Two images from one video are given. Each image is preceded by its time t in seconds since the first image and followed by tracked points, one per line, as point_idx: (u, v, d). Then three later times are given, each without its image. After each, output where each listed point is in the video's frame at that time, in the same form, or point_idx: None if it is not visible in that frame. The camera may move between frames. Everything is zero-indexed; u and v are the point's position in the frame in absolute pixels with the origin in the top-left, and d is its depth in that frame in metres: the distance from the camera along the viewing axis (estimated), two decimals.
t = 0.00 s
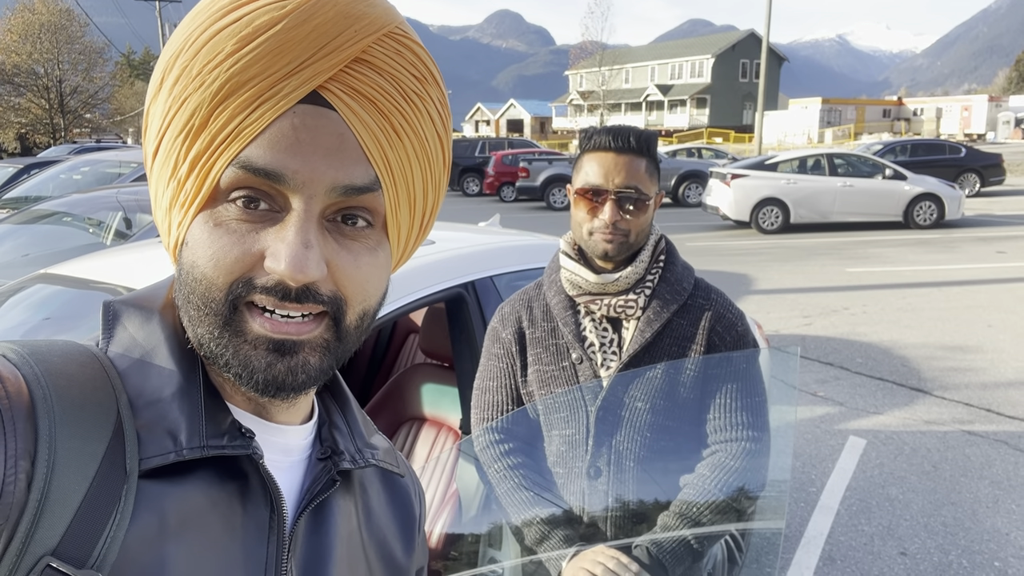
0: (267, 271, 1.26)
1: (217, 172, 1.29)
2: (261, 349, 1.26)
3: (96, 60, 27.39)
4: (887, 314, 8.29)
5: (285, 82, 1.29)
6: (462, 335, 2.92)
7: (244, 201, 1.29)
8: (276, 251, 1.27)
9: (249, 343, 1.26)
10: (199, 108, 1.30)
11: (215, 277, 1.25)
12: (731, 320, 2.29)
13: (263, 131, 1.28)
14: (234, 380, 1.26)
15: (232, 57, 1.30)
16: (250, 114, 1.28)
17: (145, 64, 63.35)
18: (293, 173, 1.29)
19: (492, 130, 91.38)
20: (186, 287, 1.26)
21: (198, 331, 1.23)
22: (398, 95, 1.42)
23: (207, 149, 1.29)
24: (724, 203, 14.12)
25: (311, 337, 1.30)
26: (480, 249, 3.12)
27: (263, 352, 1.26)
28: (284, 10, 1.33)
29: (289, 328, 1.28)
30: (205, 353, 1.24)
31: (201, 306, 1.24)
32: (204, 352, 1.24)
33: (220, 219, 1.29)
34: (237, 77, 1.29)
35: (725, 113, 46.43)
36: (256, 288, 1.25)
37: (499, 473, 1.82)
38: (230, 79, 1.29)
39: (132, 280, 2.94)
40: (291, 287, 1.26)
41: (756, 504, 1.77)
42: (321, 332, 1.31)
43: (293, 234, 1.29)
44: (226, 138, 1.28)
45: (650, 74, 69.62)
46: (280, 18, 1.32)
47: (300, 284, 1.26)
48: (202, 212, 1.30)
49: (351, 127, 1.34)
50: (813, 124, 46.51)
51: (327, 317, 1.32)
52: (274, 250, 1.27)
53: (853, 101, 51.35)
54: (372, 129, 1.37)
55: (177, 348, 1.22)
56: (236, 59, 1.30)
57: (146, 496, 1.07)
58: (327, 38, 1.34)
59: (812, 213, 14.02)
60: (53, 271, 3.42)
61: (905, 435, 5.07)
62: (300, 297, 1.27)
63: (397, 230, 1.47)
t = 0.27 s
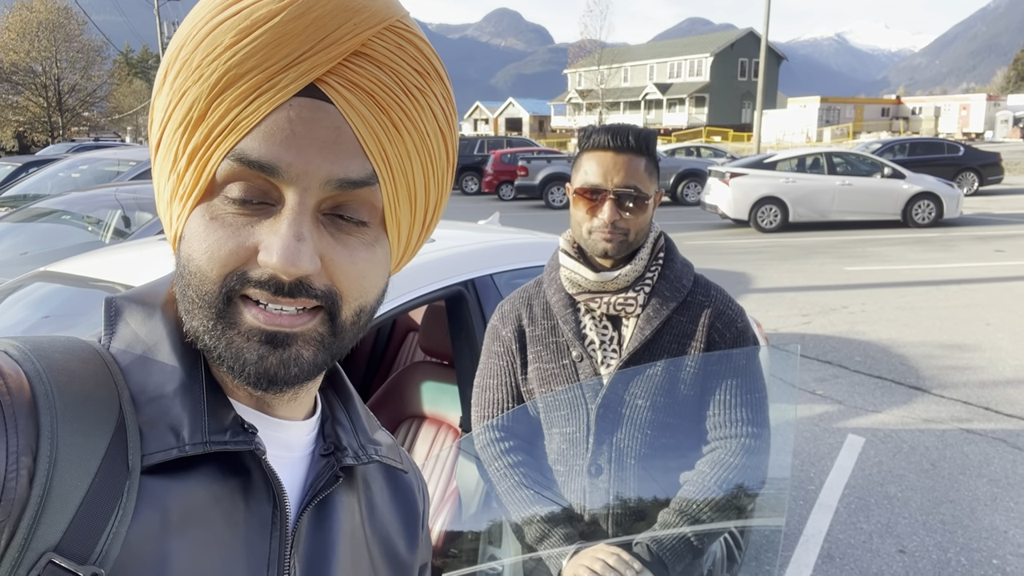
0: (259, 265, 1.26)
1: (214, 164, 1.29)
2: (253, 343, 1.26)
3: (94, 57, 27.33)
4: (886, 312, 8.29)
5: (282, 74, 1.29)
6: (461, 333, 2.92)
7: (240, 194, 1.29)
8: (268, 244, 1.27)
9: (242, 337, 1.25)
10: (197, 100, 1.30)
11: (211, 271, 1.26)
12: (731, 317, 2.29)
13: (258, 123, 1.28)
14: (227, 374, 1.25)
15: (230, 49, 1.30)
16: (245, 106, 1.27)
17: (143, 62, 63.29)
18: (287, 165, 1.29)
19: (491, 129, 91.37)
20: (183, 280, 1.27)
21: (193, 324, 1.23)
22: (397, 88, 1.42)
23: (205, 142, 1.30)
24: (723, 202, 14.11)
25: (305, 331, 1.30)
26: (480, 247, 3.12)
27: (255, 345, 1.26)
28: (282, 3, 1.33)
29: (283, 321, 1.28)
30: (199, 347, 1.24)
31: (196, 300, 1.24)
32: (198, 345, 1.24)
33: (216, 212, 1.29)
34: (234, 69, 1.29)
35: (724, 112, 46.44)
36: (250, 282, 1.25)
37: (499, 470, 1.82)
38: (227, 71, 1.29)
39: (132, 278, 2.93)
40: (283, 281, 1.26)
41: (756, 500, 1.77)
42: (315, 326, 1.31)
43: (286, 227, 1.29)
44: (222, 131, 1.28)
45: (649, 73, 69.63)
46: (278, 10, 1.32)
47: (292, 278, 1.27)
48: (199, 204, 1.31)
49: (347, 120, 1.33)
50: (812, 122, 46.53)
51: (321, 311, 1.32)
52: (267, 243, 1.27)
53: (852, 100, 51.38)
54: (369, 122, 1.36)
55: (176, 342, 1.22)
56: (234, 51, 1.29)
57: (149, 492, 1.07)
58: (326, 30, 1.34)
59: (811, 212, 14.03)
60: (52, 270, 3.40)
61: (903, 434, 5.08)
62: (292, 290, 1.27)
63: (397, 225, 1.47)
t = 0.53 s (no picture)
0: (270, 264, 1.26)
1: (222, 164, 1.29)
2: (265, 342, 1.26)
3: (91, 56, 27.29)
4: (884, 312, 8.31)
5: (292, 73, 1.29)
6: (462, 332, 2.93)
7: (249, 193, 1.29)
8: (279, 243, 1.27)
9: (253, 336, 1.26)
10: (204, 99, 1.30)
11: (222, 270, 1.26)
12: (732, 315, 2.30)
13: (267, 122, 1.28)
14: (239, 373, 1.26)
15: (238, 48, 1.30)
16: (254, 105, 1.28)
17: (140, 61, 63.21)
18: (297, 165, 1.29)
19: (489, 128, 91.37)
20: (192, 279, 1.27)
21: (205, 324, 1.24)
22: (405, 87, 1.42)
23: (213, 141, 1.30)
24: (721, 201, 14.13)
25: (316, 330, 1.30)
26: (480, 246, 3.13)
27: (267, 344, 1.26)
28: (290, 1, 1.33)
29: (294, 320, 1.29)
30: (211, 345, 1.24)
31: (207, 300, 1.24)
32: (210, 345, 1.25)
33: (226, 211, 1.29)
34: (243, 68, 1.29)
35: (722, 111, 46.48)
36: (261, 281, 1.26)
37: (501, 469, 1.82)
38: (235, 70, 1.29)
39: (131, 278, 2.94)
40: (295, 279, 1.26)
41: (755, 498, 1.78)
42: (326, 325, 1.31)
43: (297, 226, 1.29)
44: (231, 130, 1.28)
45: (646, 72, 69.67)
46: (286, 9, 1.32)
47: (304, 276, 1.26)
48: (208, 203, 1.31)
49: (356, 119, 1.34)
50: (810, 122, 46.56)
51: (332, 310, 1.32)
52: (278, 242, 1.27)
53: (850, 100, 51.44)
54: (378, 121, 1.36)
55: (184, 342, 1.22)
56: (242, 50, 1.29)
57: (155, 490, 1.07)
58: (334, 29, 1.34)
59: (809, 211, 14.05)
60: (51, 269, 3.40)
61: (901, 433, 5.09)
62: (304, 289, 1.27)
63: (404, 224, 1.47)
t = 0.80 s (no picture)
0: (268, 271, 1.26)
1: (222, 169, 1.30)
2: (263, 348, 1.26)
3: (87, 56, 27.23)
4: (880, 311, 8.33)
5: (291, 78, 1.29)
6: (460, 332, 2.93)
7: (248, 199, 1.30)
8: (277, 251, 1.27)
9: (251, 343, 1.26)
10: (204, 103, 1.30)
11: (220, 277, 1.26)
12: (730, 315, 2.30)
13: (267, 127, 1.28)
14: (237, 378, 1.26)
15: (238, 50, 1.30)
16: (254, 110, 1.28)
17: (136, 61, 63.11)
18: (296, 171, 1.29)
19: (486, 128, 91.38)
20: (191, 285, 1.27)
21: (202, 330, 1.24)
22: (407, 90, 1.42)
23: (213, 145, 1.30)
24: (718, 201, 14.15)
25: (314, 337, 1.30)
26: (477, 246, 3.13)
27: (265, 351, 1.26)
28: (291, 3, 1.33)
29: (292, 327, 1.29)
30: (210, 351, 1.24)
31: (204, 307, 1.24)
32: (208, 351, 1.25)
33: (225, 217, 1.30)
34: (243, 72, 1.29)
35: (718, 112, 46.53)
36: (258, 289, 1.26)
37: (499, 468, 1.83)
38: (235, 74, 1.29)
39: (129, 278, 2.93)
40: (292, 287, 1.26)
41: (752, 497, 1.79)
42: (324, 333, 1.31)
43: (295, 233, 1.29)
44: (230, 135, 1.29)
45: (643, 72, 69.74)
46: (287, 11, 1.32)
47: (302, 285, 1.26)
48: (208, 208, 1.31)
49: (356, 124, 1.34)
50: (806, 122, 46.63)
51: (330, 317, 1.32)
52: (276, 250, 1.27)
53: (846, 100, 51.55)
54: (378, 125, 1.36)
55: (184, 343, 1.23)
56: (242, 53, 1.29)
57: (156, 489, 1.08)
58: (334, 32, 1.34)
59: (805, 211, 14.08)
60: (49, 269, 3.40)
61: (898, 432, 5.10)
62: (302, 297, 1.27)
63: (404, 228, 1.48)
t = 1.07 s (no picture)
0: (269, 271, 1.27)
1: (223, 168, 1.30)
2: (264, 348, 1.26)
3: (82, 57, 27.19)
4: (875, 311, 8.36)
5: (292, 77, 1.30)
6: (457, 332, 2.94)
7: (250, 198, 1.30)
8: (278, 251, 1.28)
9: (252, 342, 1.26)
10: (206, 103, 1.31)
11: (220, 277, 1.26)
12: (726, 314, 2.31)
13: (268, 127, 1.29)
14: (237, 377, 1.26)
15: (240, 50, 1.30)
16: (255, 109, 1.28)
17: (131, 62, 63.00)
18: (297, 171, 1.29)
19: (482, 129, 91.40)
20: (193, 284, 1.28)
21: (203, 330, 1.24)
22: (409, 90, 1.42)
23: (214, 144, 1.30)
24: (713, 201, 14.18)
25: (315, 337, 1.30)
26: (475, 246, 3.14)
27: (265, 350, 1.27)
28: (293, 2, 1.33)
29: (292, 327, 1.29)
30: (210, 350, 1.24)
31: (205, 306, 1.25)
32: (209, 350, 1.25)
33: (226, 216, 1.30)
34: (245, 72, 1.30)
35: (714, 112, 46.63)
36: (259, 289, 1.26)
37: (496, 467, 1.84)
38: (237, 73, 1.30)
39: (126, 278, 2.93)
40: (293, 287, 1.26)
41: (748, 495, 1.79)
42: (324, 333, 1.31)
43: (296, 233, 1.29)
44: (232, 134, 1.29)
45: (639, 73, 69.84)
46: (289, 11, 1.32)
47: (302, 284, 1.27)
48: (209, 207, 1.32)
49: (358, 124, 1.34)
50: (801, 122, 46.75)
51: (331, 318, 1.33)
52: (277, 249, 1.28)
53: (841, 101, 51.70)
54: (380, 125, 1.37)
55: (185, 341, 1.23)
56: (243, 52, 1.30)
57: (158, 488, 1.08)
58: (336, 32, 1.34)
59: (801, 212, 14.12)
60: (45, 270, 3.39)
61: (893, 431, 5.12)
62: (302, 297, 1.28)
63: (407, 228, 1.48)
